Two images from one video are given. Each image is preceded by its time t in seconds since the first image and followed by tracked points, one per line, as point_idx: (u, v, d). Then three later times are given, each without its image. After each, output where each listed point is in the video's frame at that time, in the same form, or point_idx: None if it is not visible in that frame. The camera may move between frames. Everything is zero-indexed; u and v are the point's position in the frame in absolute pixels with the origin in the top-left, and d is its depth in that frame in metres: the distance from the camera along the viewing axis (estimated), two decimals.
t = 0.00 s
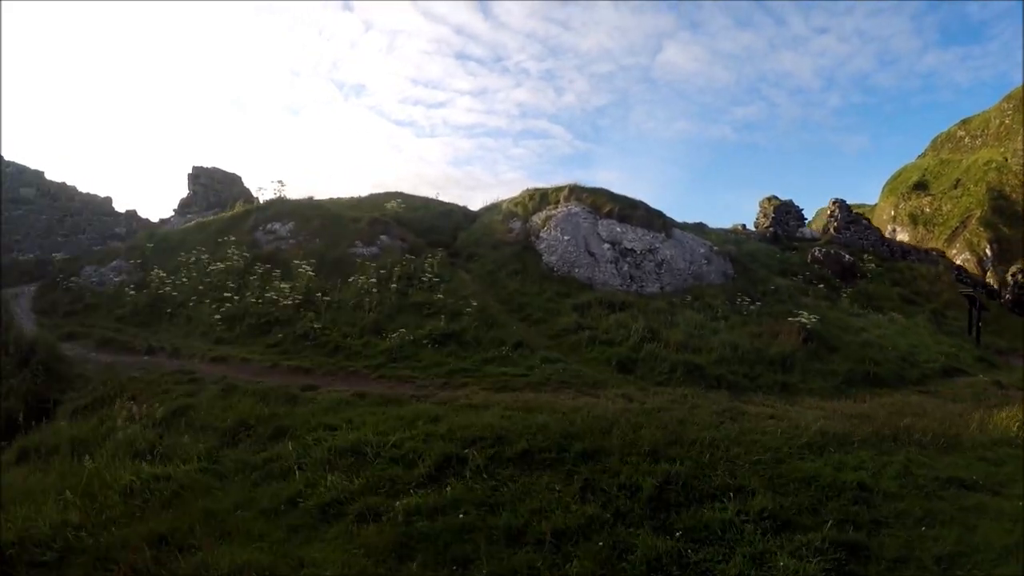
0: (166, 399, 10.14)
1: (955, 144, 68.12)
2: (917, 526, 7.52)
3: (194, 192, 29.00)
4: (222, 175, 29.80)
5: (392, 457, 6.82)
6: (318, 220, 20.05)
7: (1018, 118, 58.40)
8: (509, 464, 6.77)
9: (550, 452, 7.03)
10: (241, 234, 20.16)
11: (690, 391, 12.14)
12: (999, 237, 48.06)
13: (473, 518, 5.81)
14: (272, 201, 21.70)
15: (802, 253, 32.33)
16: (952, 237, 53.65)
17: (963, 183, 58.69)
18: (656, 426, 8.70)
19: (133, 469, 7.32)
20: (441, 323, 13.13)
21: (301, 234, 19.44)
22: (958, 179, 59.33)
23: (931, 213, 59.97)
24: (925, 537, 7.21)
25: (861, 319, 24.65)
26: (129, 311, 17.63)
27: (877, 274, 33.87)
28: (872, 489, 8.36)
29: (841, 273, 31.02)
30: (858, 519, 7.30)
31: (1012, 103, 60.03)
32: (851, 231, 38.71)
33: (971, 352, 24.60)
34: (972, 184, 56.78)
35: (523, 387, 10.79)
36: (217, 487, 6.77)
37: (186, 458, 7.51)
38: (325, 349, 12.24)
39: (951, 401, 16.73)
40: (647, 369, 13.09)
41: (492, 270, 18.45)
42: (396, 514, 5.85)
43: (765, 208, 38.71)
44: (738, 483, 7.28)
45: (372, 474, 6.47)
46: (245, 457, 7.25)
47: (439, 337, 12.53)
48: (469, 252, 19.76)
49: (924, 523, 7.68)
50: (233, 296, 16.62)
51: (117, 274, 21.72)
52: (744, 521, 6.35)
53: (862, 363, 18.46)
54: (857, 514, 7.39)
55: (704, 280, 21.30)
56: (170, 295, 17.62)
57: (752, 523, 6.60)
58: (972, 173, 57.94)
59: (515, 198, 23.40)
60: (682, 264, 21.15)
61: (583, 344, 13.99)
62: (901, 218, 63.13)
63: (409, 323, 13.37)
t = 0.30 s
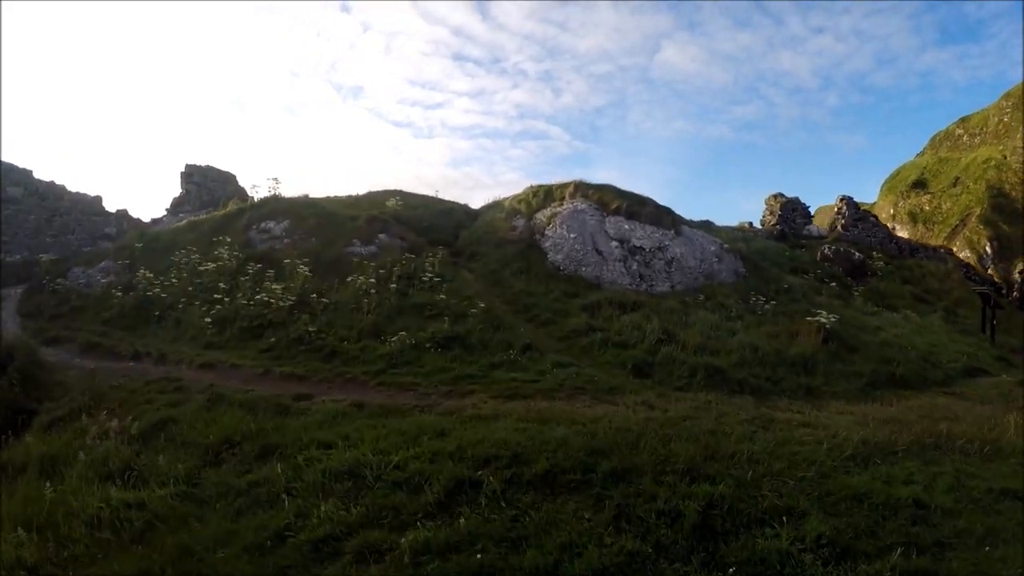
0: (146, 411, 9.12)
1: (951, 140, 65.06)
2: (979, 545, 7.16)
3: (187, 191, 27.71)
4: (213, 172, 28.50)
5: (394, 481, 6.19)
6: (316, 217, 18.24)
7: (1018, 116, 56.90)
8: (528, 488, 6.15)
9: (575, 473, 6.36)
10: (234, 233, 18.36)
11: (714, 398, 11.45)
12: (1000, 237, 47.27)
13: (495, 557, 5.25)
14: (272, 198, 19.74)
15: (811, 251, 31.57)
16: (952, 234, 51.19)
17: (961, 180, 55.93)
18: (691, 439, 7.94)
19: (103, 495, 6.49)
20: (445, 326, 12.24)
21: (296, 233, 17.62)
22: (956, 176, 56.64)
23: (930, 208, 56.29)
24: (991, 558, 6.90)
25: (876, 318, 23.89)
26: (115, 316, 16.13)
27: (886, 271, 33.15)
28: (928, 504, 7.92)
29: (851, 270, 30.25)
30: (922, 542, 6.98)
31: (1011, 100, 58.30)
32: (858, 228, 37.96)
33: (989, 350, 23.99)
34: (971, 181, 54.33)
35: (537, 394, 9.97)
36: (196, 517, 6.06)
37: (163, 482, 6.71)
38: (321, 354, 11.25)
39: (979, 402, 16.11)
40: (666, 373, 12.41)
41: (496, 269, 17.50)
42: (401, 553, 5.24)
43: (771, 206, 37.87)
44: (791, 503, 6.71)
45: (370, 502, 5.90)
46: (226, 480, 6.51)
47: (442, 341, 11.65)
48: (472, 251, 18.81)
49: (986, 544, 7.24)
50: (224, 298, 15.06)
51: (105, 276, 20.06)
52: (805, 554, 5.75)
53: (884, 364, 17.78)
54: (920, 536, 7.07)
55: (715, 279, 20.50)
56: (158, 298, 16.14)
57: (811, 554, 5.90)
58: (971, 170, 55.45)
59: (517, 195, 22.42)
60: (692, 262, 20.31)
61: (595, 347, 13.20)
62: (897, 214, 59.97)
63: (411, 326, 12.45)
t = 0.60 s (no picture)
0: (128, 429, 8.42)
1: (953, 142, 63.53)
2: None
3: (182, 190, 26.97)
4: (210, 170, 27.72)
5: (400, 517, 5.72)
6: (313, 217, 17.43)
7: (1018, 117, 54.02)
8: (549, 525, 5.71)
9: (602, 506, 5.97)
10: (229, 233, 17.61)
11: (735, 413, 10.83)
12: (1000, 241, 46.06)
13: None
14: (269, 196, 18.93)
15: (820, 254, 30.94)
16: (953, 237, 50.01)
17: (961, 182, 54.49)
18: (723, 463, 7.62)
19: (75, 531, 5.87)
20: (449, 334, 11.53)
21: (293, 234, 16.91)
22: (957, 178, 54.52)
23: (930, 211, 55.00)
24: None
25: (889, 323, 23.28)
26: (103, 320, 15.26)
27: (896, 274, 32.55)
28: (979, 532, 7.25)
29: (861, 273, 29.61)
30: None
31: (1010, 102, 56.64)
32: (866, 231, 37.36)
33: (1004, 356, 23.44)
34: (971, 182, 52.09)
35: (549, 409, 9.34)
36: (176, 557, 5.51)
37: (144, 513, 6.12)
38: (317, 363, 10.51)
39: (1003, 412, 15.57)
40: (685, 384, 12.01)
41: (500, 271, 16.77)
42: None
43: (778, 208, 37.23)
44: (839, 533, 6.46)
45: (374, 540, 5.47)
46: (210, 512, 5.98)
47: (446, 349, 10.98)
48: (475, 253, 18.08)
49: None
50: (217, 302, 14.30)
51: (96, 278, 19.03)
52: None
53: (903, 373, 17.20)
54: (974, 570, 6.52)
55: (726, 283, 19.88)
56: (149, 300, 15.36)
57: None
58: (972, 172, 53.23)
59: (521, 195, 21.66)
60: (703, 266, 19.67)
61: (607, 355, 12.61)
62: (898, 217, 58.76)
63: (413, 333, 11.75)
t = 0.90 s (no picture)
0: (115, 443, 7.72)
1: (953, 146, 61.20)
2: None
3: (179, 189, 26.26)
4: (208, 169, 26.99)
5: (417, 554, 5.19)
6: (314, 216, 16.71)
7: (1018, 120, 53.35)
8: (590, 561, 5.26)
9: (648, 536, 5.54)
10: (228, 232, 16.90)
11: (764, 426, 10.20)
12: (1004, 243, 44.36)
13: None
14: (268, 194, 18.23)
15: (831, 256, 30.30)
16: (956, 239, 48.76)
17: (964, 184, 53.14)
18: (769, 483, 7.21)
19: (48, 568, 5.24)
20: (459, 339, 10.80)
21: (293, 233, 16.22)
22: (958, 180, 53.71)
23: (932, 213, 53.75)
24: None
25: (906, 326, 22.64)
26: (93, 322, 14.45)
27: (909, 277, 31.96)
28: None
29: (874, 276, 28.95)
30: None
31: (1012, 104, 55.16)
32: (876, 233, 36.76)
33: None
34: (973, 185, 51.53)
35: (570, 421, 8.69)
36: None
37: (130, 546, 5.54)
38: (319, 370, 9.79)
39: None
40: (710, 393, 11.58)
41: (509, 273, 16.04)
42: None
43: (787, 209, 36.56)
44: (899, 565, 6.17)
45: None
46: (196, 546, 5.40)
47: (456, 355, 10.26)
48: (482, 254, 17.35)
49: None
50: (213, 304, 13.57)
51: (88, 278, 18.10)
52: None
53: (929, 378, 16.60)
54: None
55: (741, 286, 19.20)
56: (142, 300, 14.55)
57: None
58: (974, 175, 52.46)
59: (528, 194, 20.90)
60: (717, 268, 18.98)
61: (625, 361, 12.07)
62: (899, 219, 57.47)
63: (421, 338, 11.03)
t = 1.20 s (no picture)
0: (100, 462, 7.03)
1: (955, 147, 59.76)
2: None
3: (177, 185, 25.53)
4: (205, 164, 26.24)
5: None
6: (314, 214, 16.00)
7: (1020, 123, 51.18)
8: None
9: None
10: (225, 230, 16.19)
11: (799, 442, 9.90)
12: (1005, 244, 42.39)
13: None
14: (267, 191, 17.50)
15: (843, 257, 29.66)
16: (957, 241, 47.19)
17: (966, 187, 51.29)
18: (822, 509, 7.00)
19: None
20: (471, 344, 10.12)
21: (294, 231, 15.53)
22: (960, 182, 52.00)
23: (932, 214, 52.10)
24: None
25: (925, 330, 22.03)
26: (83, 323, 13.70)
27: (921, 278, 31.34)
28: None
29: (886, 278, 28.29)
30: None
31: (1016, 105, 54.06)
32: (887, 234, 36.13)
33: None
34: (975, 187, 49.87)
35: (594, 437, 8.04)
36: None
37: None
38: (320, 378, 9.10)
39: None
40: (737, 402, 11.01)
41: (519, 274, 15.35)
42: None
43: (796, 209, 35.87)
44: None
45: None
46: None
47: (468, 362, 9.56)
48: (490, 254, 16.65)
49: None
50: (209, 305, 12.86)
51: (82, 277, 17.14)
52: None
53: (956, 385, 15.99)
54: None
55: (758, 288, 18.55)
56: (134, 300, 13.81)
57: None
58: (976, 176, 50.76)
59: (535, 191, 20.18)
60: (733, 269, 18.33)
61: (646, 368, 11.55)
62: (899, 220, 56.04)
63: (429, 343, 10.34)
